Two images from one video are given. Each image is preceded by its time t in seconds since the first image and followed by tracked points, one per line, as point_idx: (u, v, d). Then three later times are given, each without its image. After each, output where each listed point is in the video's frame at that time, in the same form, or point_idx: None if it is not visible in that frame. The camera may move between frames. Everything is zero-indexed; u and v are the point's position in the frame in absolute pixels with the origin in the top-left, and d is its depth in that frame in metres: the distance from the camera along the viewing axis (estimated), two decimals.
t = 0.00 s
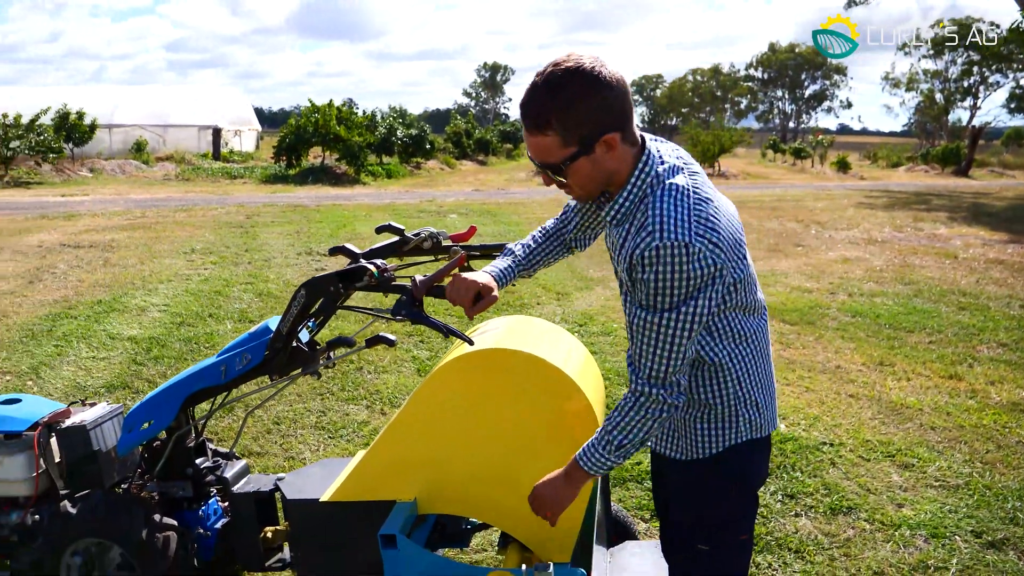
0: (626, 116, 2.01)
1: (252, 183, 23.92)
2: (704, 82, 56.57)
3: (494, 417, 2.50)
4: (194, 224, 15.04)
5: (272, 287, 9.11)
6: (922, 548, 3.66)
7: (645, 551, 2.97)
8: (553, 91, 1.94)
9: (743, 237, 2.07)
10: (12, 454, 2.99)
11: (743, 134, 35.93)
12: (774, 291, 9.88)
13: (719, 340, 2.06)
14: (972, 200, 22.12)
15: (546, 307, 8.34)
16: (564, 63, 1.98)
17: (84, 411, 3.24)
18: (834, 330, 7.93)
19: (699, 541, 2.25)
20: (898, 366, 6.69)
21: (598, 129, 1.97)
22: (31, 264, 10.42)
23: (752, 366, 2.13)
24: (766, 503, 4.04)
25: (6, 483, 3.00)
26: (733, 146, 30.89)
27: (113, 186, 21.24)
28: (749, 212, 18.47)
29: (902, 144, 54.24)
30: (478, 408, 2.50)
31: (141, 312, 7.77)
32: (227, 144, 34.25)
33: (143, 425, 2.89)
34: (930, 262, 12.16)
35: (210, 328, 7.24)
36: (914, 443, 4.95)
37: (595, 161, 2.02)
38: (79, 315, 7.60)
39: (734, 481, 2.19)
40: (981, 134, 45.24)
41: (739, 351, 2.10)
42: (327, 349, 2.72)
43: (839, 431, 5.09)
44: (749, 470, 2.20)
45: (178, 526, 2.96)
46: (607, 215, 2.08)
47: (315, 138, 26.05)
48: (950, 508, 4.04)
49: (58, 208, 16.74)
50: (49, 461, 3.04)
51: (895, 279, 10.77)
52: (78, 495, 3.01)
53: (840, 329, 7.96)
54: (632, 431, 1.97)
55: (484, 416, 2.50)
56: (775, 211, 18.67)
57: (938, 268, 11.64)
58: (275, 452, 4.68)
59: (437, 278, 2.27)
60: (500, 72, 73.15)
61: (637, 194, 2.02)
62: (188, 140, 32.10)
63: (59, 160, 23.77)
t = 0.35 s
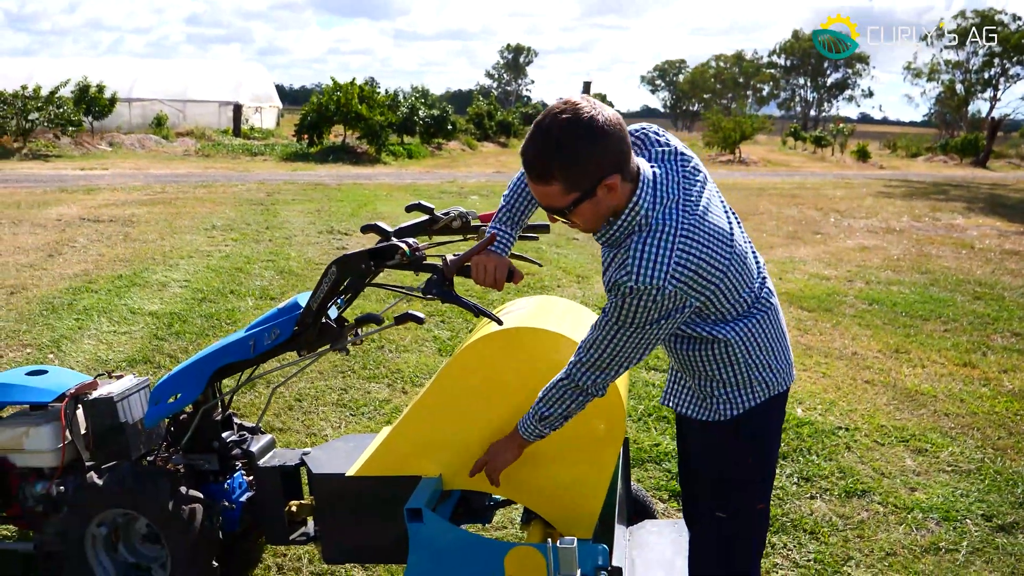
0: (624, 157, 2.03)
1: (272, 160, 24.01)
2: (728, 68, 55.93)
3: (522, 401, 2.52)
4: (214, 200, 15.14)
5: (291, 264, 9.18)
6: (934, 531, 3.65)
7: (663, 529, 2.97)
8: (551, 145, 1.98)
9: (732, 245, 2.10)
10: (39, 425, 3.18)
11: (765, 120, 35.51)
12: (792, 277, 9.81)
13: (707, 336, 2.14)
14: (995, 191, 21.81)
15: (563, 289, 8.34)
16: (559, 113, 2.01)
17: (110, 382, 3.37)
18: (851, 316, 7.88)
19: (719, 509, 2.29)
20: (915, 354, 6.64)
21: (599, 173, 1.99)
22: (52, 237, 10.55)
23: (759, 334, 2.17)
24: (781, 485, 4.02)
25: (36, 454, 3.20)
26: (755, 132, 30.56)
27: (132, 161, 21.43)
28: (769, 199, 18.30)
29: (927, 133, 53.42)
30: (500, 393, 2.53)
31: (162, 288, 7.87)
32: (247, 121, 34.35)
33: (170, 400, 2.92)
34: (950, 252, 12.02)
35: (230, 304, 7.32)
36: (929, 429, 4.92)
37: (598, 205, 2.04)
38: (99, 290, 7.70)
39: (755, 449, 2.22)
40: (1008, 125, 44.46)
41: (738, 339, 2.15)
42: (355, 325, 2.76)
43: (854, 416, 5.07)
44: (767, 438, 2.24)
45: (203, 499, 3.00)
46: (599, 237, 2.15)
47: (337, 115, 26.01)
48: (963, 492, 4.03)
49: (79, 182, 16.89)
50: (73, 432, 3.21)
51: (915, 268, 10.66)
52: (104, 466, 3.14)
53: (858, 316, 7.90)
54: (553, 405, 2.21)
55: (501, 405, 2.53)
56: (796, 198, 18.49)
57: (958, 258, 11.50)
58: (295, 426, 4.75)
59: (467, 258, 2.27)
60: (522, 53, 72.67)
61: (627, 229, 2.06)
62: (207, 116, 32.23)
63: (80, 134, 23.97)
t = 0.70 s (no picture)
0: (667, 175, 2.19)
1: (262, 137, 23.85)
2: (721, 51, 55.71)
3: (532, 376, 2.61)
4: (206, 177, 15.06)
5: (288, 243, 9.18)
6: (924, 502, 3.75)
7: (669, 501, 3.05)
8: (606, 161, 2.11)
9: (745, 240, 2.30)
10: (46, 402, 3.21)
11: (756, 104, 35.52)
12: (785, 259, 9.91)
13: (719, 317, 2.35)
14: (982, 177, 21.98)
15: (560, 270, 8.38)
16: (613, 132, 2.15)
17: (117, 359, 3.43)
18: (844, 298, 7.98)
19: (738, 461, 2.45)
20: (905, 334, 6.75)
21: (646, 189, 2.14)
22: (41, 214, 10.49)
23: (764, 310, 2.38)
24: (779, 459, 4.11)
25: (43, 429, 3.24)
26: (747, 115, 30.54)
27: (119, 136, 21.24)
28: (761, 182, 18.37)
29: (917, 119, 53.54)
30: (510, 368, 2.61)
31: (157, 266, 7.88)
32: (236, 97, 34.05)
33: (183, 375, 2.99)
34: (938, 236, 12.15)
35: (226, 283, 7.35)
36: (919, 406, 5.03)
37: (641, 217, 2.20)
38: (93, 267, 7.71)
39: (768, 402, 2.45)
40: (997, 111, 44.64)
41: (746, 318, 2.36)
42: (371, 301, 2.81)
43: (848, 393, 5.17)
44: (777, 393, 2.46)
45: (217, 473, 3.03)
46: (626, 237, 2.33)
47: (330, 92, 25.79)
48: (952, 466, 4.14)
49: (65, 157, 16.74)
50: (83, 408, 3.24)
51: (904, 251, 10.77)
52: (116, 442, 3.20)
53: (850, 298, 8.00)
54: (553, 373, 2.35)
55: (511, 380, 2.62)
56: (788, 182, 18.55)
57: (945, 242, 11.63)
58: (299, 403, 4.81)
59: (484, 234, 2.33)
60: (515, 32, 72.14)
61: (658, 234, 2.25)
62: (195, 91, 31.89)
63: (64, 109, 23.71)
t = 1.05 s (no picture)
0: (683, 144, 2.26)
1: (226, 120, 23.44)
2: (686, 25, 55.74)
3: (528, 347, 2.64)
4: (171, 162, 14.80)
5: (261, 226, 9.09)
6: (906, 460, 3.87)
7: (662, 469, 3.24)
8: (632, 128, 2.15)
9: (744, 206, 2.39)
10: (33, 393, 3.07)
11: (722, 77, 35.70)
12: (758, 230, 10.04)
13: (721, 279, 2.42)
14: (942, 145, 22.38)
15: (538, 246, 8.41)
16: (636, 101, 2.18)
17: (105, 347, 3.31)
18: (817, 266, 8.12)
19: (737, 410, 2.55)
20: (878, 300, 6.90)
21: (665, 157, 2.20)
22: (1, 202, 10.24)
23: (762, 271, 2.47)
24: (765, 425, 4.21)
25: (31, 421, 3.10)
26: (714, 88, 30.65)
27: (78, 121, 20.76)
28: (730, 155, 18.52)
29: (878, 89, 54.20)
30: (501, 339, 2.64)
31: (128, 253, 7.76)
32: (196, 79, 33.36)
33: (176, 360, 2.95)
34: (904, 204, 12.39)
35: (201, 268, 7.26)
36: (895, 368, 5.17)
37: (661, 184, 2.25)
38: (61, 255, 7.57)
39: (762, 352, 2.53)
40: (956, 80, 45.35)
41: (747, 279, 2.44)
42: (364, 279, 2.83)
43: (827, 359, 5.29)
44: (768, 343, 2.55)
45: (215, 458, 2.98)
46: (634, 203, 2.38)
47: (294, 72, 25.40)
48: (930, 424, 4.28)
49: (21, 144, 16.31)
50: (72, 398, 3.12)
51: (872, 219, 10.97)
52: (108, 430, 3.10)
53: (823, 266, 8.15)
54: (561, 340, 2.40)
55: (510, 353, 2.65)
56: (756, 154, 18.74)
57: (911, 210, 11.87)
58: (287, 386, 4.81)
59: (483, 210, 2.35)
60: (479, 8, 71.40)
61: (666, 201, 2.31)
62: (152, 74, 31.16)
63: (17, 94, 23.04)
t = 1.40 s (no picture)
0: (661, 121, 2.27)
1: (191, 113, 23.05)
2: (653, 17, 55.99)
3: (520, 338, 2.65)
4: (136, 156, 14.52)
5: (233, 221, 8.97)
6: (887, 443, 3.96)
7: (654, 457, 3.27)
8: (608, 105, 2.16)
9: (728, 191, 2.39)
10: (12, 394, 2.99)
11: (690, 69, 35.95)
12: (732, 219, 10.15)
13: (706, 265, 2.43)
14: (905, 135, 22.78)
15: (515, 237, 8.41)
16: (611, 78, 2.20)
17: (88, 345, 3.24)
18: (791, 255, 8.24)
19: (728, 403, 2.57)
20: (852, 287, 7.02)
21: (643, 134, 2.21)
22: None
23: (748, 257, 2.48)
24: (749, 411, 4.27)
25: (11, 423, 3.02)
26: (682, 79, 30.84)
27: (37, 115, 20.28)
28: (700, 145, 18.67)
29: (841, 80, 55.01)
30: (491, 331, 2.64)
31: (98, 249, 7.61)
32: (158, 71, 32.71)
33: (164, 357, 2.91)
34: (871, 192, 12.61)
35: (175, 264, 7.14)
36: (872, 354, 5.27)
37: (638, 162, 2.27)
38: (28, 253, 7.40)
39: (753, 344, 2.54)
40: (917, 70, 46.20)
41: (732, 266, 2.44)
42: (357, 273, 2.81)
43: (805, 345, 5.38)
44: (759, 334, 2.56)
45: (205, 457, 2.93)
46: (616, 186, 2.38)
47: (260, 65, 25.03)
48: (908, 408, 4.37)
49: None
50: (53, 398, 3.03)
51: (842, 208, 11.15)
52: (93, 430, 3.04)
53: (797, 254, 8.27)
54: (551, 328, 2.41)
55: (502, 344, 2.65)
56: (726, 145, 18.92)
57: (878, 198, 12.08)
58: (271, 382, 4.77)
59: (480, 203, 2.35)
60: None
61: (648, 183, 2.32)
62: (113, 66, 30.48)
63: None
